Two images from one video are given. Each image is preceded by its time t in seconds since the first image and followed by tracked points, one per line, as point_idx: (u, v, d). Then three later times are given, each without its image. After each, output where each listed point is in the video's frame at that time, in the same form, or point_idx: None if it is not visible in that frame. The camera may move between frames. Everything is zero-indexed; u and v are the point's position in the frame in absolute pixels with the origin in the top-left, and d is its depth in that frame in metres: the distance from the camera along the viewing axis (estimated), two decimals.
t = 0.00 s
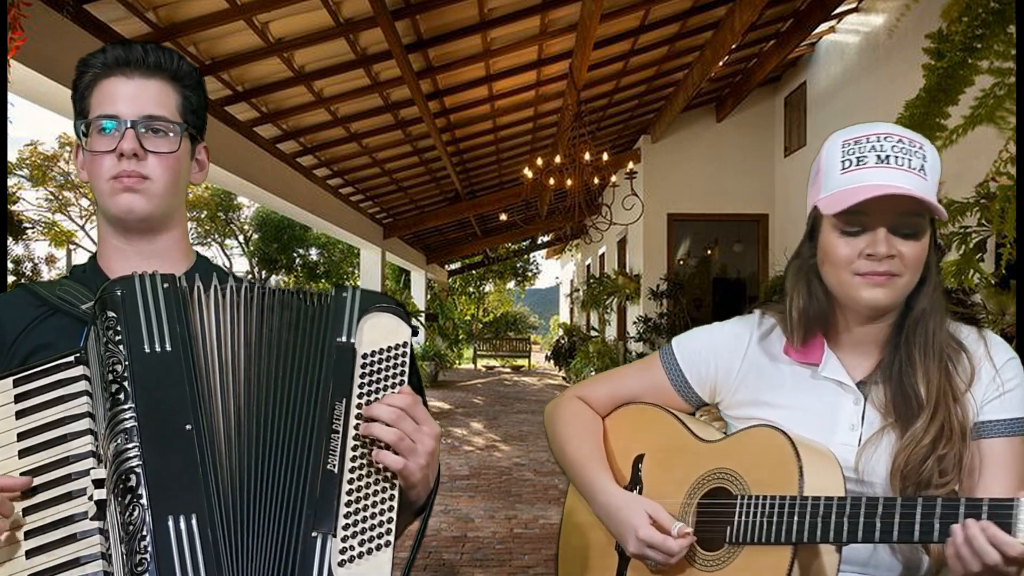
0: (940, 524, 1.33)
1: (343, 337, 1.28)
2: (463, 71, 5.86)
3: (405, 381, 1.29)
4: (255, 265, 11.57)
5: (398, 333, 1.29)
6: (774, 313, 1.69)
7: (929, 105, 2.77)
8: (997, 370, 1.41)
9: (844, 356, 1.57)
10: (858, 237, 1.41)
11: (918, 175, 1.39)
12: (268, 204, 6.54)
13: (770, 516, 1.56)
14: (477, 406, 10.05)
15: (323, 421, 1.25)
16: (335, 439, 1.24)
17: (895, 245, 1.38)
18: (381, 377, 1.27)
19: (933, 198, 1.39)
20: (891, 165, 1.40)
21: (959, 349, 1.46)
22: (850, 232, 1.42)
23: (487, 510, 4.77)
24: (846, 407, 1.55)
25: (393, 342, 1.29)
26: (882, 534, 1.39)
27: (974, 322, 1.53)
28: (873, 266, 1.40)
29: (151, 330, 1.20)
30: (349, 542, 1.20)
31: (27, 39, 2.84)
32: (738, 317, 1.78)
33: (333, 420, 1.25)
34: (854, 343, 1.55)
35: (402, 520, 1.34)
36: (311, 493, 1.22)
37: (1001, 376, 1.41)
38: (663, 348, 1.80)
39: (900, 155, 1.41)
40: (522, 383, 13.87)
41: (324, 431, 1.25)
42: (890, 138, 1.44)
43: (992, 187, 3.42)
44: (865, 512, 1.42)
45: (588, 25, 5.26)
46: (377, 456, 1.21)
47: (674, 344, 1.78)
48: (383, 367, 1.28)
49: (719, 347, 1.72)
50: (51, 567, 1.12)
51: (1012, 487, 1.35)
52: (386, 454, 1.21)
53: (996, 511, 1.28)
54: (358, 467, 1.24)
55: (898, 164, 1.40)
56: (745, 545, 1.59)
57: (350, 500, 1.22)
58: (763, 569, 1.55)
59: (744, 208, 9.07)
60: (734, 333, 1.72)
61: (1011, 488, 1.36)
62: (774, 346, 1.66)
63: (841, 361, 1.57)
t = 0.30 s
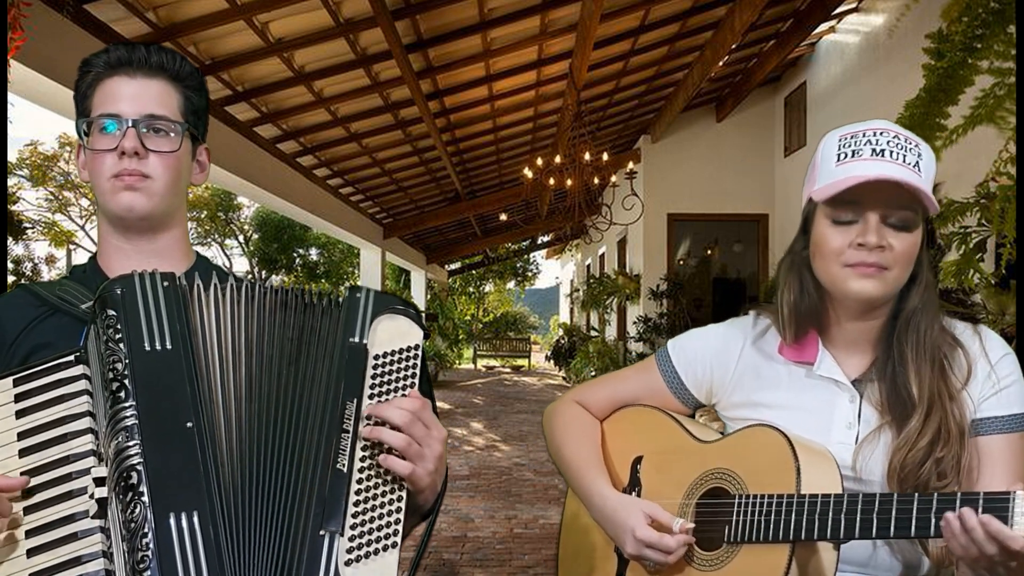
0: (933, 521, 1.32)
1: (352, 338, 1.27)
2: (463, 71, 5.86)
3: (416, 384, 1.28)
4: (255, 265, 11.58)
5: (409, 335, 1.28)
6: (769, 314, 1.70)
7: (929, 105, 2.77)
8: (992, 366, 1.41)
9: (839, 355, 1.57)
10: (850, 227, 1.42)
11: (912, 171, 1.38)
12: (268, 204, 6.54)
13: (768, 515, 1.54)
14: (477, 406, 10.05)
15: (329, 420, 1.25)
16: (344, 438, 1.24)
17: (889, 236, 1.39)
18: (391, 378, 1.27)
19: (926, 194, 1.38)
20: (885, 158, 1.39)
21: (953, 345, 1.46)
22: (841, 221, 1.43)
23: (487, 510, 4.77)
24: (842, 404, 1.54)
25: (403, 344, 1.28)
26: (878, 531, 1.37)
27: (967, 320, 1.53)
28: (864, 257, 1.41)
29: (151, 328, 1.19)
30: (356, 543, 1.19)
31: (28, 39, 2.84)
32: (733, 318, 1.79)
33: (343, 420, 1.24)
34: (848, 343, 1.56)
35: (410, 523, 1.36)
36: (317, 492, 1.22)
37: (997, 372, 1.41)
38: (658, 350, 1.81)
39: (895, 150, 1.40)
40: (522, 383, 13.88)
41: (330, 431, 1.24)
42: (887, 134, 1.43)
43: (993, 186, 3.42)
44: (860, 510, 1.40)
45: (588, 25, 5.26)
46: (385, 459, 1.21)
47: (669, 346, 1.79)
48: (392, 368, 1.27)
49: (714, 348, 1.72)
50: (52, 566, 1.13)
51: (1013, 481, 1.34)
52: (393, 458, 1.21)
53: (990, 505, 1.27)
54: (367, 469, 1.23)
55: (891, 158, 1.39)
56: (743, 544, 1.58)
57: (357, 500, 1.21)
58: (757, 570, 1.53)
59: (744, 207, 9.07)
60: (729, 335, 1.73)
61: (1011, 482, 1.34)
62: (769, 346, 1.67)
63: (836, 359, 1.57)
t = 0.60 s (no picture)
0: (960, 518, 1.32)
1: (359, 337, 1.28)
2: (463, 71, 5.86)
3: (424, 384, 1.29)
4: (255, 265, 11.58)
5: (417, 335, 1.30)
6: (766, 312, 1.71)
7: (929, 105, 2.77)
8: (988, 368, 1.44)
9: (836, 355, 1.58)
10: (852, 216, 1.44)
11: (914, 168, 1.38)
12: (268, 204, 6.54)
13: (777, 517, 1.53)
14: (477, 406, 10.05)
15: (332, 419, 1.25)
16: (352, 438, 1.24)
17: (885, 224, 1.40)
18: (398, 378, 1.28)
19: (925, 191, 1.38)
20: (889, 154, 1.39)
21: (949, 347, 1.48)
22: (842, 209, 1.45)
23: (487, 510, 4.76)
24: (840, 403, 1.54)
25: (412, 344, 1.30)
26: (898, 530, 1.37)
27: (958, 321, 1.56)
28: (865, 246, 1.40)
29: (148, 327, 1.20)
30: (361, 542, 1.20)
31: (27, 39, 2.85)
32: (726, 317, 1.78)
33: (351, 419, 1.25)
34: (845, 341, 1.57)
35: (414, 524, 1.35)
36: (320, 491, 1.22)
37: (992, 374, 1.44)
38: (651, 350, 1.80)
39: (900, 147, 1.40)
40: (522, 383, 13.87)
41: (335, 431, 1.24)
42: (892, 131, 1.44)
43: (993, 186, 3.41)
44: (878, 510, 1.40)
45: (588, 25, 5.26)
46: (392, 456, 1.21)
47: (662, 346, 1.78)
48: (398, 369, 1.28)
49: (709, 347, 1.72)
50: (53, 566, 1.13)
51: (1007, 482, 1.39)
52: (402, 456, 1.22)
53: (1017, 501, 1.30)
54: (373, 467, 1.24)
55: (895, 154, 1.39)
56: (752, 546, 1.57)
57: (362, 499, 1.22)
58: (773, 570, 1.53)
59: (745, 207, 9.07)
60: (724, 334, 1.72)
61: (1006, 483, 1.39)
62: (766, 345, 1.67)
63: (833, 359, 1.58)
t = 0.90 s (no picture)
0: (959, 515, 1.29)
1: (368, 341, 1.28)
2: (463, 71, 5.86)
3: (432, 388, 1.30)
4: (255, 265, 11.59)
5: (425, 339, 1.30)
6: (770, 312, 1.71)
7: (929, 105, 2.77)
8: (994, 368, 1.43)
9: (840, 353, 1.57)
10: (841, 212, 1.45)
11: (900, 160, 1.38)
12: (268, 204, 6.54)
13: (778, 515, 1.53)
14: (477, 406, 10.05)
15: (339, 422, 1.26)
16: (359, 442, 1.24)
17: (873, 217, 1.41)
18: (408, 383, 1.28)
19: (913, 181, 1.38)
20: (874, 147, 1.39)
21: (954, 345, 1.48)
22: (829, 206, 1.47)
23: (487, 510, 4.77)
24: (843, 402, 1.54)
25: (420, 349, 1.30)
26: (896, 528, 1.35)
27: (963, 320, 1.55)
28: (854, 239, 1.40)
29: (151, 328, 1.19)
30: (367, 546, 1.20)
31: (27, 39, 2.85)
32: (732, 317, 1.78)
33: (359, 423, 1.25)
34: (848, 339, 1.56)
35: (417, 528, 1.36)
36: (327, 494, 1.22)
37: (999, 376, 1.42)
38: (656, 348, 1.80)
39: (885, 140, 1.40)
40: (522, 383, 13.87)
41: (341, 434, 1.24)
42: (876, 126, 1.44)
43: (993, 186, 3.41)
44: (878, 508, 1.39)
45: (588, 25, 5.26)
46: (400, 460, 1.22)
47: (667, 344, 1.78)
48: (407, 374, 1.28)
49: (714, 347, 1.71)
50: (53, 567, 1.13)
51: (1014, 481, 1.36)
52: (409, 460, 1.22)
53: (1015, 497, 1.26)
54: (381, 471, 1.24)
55: (880, 147, 1.39)
56: (754, 543, 1.57)
57: (368, 503, 1.22)
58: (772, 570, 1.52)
59: (745, 208, 9.07)
60: (729, 333, 1.72)
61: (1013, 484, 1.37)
62: (770, 344, 1.67)
63: (837, 358, 1.57)
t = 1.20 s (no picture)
0: (928, 513, 1.30)
1: (380, 347, 1.28)
2: (463, 71, 5.86)
3: (442, 399, 1.30)
4: (255, 265, 11.58)
5: (437, 348, 1.30)
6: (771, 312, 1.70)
7: (929, 106, 2.78)
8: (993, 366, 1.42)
9: (839, 353, 1.57)
10: (834, 211, 1.45)
11: (898, 160, 1.37)
12: (268, 204, 6.54)
13: (763, 512, 1.53)
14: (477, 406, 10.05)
15: (348, 427, 1.26)
16: (368, 447, 1.24)
17: (867, 218, 1.40)
18: (419, 391, 1.28)
19: (910, 181, 1.37)
20: (871, 146, 1.39)
21: (953, 345, 1.47)
22: (825, 206, 1.47)
23: (487, 510, 4.76)
24: (841, 402, 1.54)
25: (432, 358, 1.30)
26: (871, 526, 1.36)
27: (968, 320, 1.54)
28: (844, 239, 1.41)
29: (150, 327, 1.19)
30: (372, 552, 1.20)
31: (27, 39, 2.85)
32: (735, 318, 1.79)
33: (369, 428, 1.25)
34: (847, 339, 1.56)
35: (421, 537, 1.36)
36: (333, 499, 1.22)
37: (999, 374, 1.41)
38: (659, 348, 1.82)
39: (883, 140, 1.40)
40: (522, 383, 13.86)
41: (351, 440, 1.24)
42: (876, 126, 1.44)
43: (993, 186, 3.41)
44: (854, 505, 1.39)
45: (588, 25, 5.26)
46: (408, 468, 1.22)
47: (669, 345, 1.79)
48: (419, 382, 1.29)
49: (717, 346, 1.72)
50: (53, 565, 1.13)
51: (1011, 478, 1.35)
52: (417, 469, 1.22)
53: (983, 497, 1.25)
54: (389, 478, 1.24)
55: (878, 147, 1.39)
56: (740, 541, 1.57)
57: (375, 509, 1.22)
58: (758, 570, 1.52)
59: (744, 207, 9.07)
60: (730, 333, 1.73)
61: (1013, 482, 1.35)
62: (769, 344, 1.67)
63: (835, 358, 1.56)
